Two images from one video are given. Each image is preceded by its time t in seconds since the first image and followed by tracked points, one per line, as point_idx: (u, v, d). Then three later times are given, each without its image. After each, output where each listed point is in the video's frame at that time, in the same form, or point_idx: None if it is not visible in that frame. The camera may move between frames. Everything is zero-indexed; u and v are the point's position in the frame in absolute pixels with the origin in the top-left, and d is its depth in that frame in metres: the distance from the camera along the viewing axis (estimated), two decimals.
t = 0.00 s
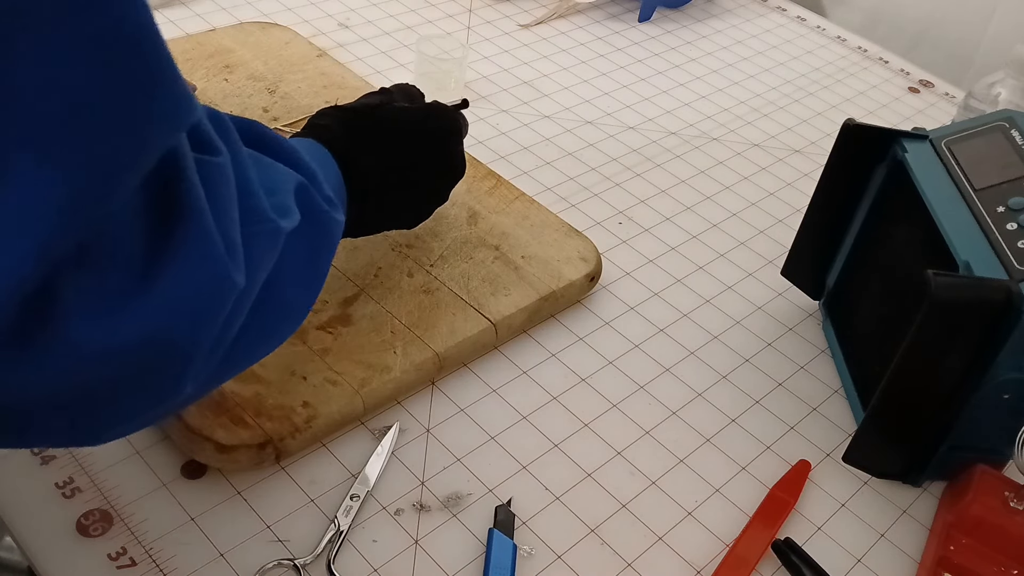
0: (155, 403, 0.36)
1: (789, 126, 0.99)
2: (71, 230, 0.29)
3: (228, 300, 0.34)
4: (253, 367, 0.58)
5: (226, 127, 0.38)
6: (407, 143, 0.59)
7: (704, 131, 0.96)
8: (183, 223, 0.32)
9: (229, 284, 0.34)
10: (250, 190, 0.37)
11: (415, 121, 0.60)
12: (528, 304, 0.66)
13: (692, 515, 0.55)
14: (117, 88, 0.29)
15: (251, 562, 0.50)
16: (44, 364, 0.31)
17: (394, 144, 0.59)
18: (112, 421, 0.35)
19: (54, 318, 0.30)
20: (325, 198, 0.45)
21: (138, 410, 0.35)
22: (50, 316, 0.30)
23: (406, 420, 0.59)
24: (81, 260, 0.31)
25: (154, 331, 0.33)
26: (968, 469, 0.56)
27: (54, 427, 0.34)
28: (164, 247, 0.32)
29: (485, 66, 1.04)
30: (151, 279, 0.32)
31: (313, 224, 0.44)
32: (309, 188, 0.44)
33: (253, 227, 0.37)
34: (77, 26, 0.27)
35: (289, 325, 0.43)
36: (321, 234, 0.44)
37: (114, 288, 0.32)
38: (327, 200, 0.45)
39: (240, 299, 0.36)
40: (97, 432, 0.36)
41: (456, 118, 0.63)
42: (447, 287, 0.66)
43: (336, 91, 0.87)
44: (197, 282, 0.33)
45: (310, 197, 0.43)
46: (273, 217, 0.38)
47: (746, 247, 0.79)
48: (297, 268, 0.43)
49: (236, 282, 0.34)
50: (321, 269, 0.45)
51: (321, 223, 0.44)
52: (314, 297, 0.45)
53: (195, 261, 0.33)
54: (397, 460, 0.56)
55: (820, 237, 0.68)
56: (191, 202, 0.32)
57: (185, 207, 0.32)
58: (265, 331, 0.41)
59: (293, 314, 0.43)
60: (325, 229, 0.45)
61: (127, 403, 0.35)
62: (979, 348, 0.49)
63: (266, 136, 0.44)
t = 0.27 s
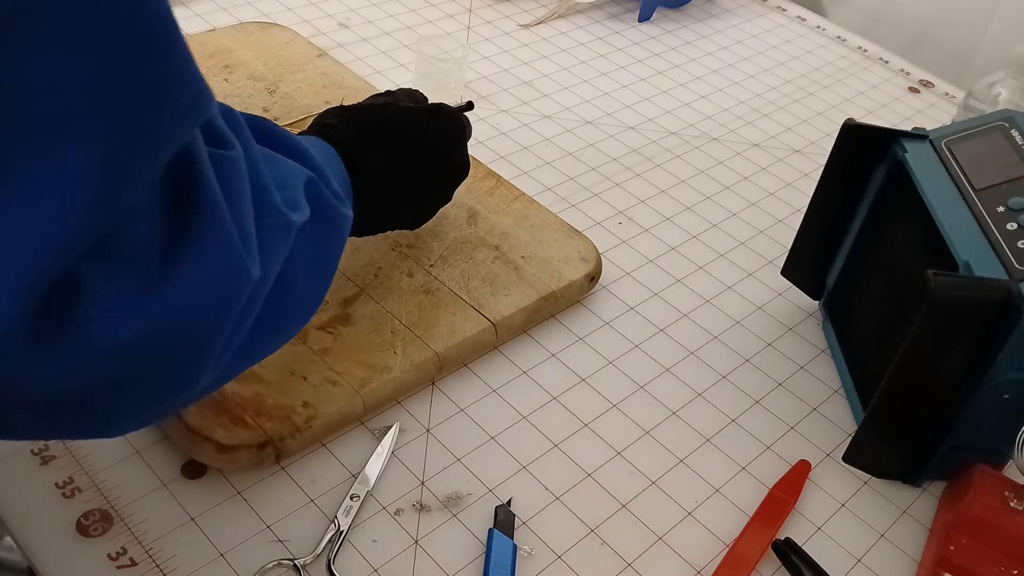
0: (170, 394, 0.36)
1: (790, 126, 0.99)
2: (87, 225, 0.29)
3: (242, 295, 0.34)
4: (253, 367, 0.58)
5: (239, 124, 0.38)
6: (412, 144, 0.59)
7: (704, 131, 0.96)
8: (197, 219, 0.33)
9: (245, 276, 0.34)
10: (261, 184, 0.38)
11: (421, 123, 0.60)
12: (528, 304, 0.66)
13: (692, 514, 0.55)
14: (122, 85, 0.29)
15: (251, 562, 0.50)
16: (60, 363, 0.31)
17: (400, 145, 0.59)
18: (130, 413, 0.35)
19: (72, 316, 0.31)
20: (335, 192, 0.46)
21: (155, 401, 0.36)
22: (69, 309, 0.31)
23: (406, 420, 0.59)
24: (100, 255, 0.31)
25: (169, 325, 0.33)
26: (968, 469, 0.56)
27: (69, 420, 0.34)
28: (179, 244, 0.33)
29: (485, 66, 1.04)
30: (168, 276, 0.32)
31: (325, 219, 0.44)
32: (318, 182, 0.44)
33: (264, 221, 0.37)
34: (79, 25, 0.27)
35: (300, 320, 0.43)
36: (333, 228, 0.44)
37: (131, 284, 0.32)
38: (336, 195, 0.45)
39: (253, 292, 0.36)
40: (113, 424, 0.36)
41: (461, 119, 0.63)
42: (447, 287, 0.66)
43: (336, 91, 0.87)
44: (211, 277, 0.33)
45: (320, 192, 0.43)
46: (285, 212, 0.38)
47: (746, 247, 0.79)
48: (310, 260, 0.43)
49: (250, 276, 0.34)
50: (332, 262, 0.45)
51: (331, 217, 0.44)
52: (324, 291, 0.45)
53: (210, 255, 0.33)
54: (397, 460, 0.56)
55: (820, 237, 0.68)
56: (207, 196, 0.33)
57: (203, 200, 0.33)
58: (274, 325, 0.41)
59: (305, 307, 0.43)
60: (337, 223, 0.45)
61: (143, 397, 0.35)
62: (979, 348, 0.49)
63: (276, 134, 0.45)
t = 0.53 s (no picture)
0: (177, 390, 0.36)
1: (790, 126, 0.99)
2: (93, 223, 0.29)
3: (248, 288, 0.35)
4: (253, 368, 0.58)
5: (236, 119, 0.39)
6: (403, 138, 0.59)
7: (704, 131, 0.96)
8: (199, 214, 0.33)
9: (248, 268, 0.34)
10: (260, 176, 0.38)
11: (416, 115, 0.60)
12: (528, 304, 0.66)
13: (692, 514, 0.55)
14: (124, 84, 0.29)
15: (251, 562, 0.50)
16: (67, 359, 0.31)
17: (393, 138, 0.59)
18: (136, 409, 0.35)
19: (80, 309, 0.31)
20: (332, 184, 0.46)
21: (159, 397, 0.35)
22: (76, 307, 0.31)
23: (406, 420, 0.59)
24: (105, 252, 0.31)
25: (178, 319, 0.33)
26: (968, 469, 0.56)
27: (77, 417, 0.34)
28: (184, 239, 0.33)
29: (485, 66, 1.04)
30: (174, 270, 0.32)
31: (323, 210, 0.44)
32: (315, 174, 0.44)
33: (265, 213, 0.38)
34: (79, 25, 0.28)
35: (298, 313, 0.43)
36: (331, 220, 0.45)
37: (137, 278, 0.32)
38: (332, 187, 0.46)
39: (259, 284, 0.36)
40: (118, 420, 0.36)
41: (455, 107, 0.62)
42: (447, 287, 0.66)
43: (336, 91, 0.87)
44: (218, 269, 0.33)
45: (316, 183, 0.44)
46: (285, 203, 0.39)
47: (746, 247, 0.79)
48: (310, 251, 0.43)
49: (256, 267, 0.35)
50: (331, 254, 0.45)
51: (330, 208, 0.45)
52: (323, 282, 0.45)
53: (217, 249, 0.33)
54: (397, 460, 0.56)
55: (820, 237, 0.68)
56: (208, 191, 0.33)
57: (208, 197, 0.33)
58: (276, 320, 0.41)
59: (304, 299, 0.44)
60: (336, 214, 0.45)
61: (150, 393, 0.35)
62: (979, 348, 0.49)
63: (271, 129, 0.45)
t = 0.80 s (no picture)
0: (174, 378, 0.36)
1: (790, 126, 0.99)
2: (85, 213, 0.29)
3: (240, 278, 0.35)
4: (253, 368, 0.58)
5: (229, 99, 0.38)
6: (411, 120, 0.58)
7: (704, 131, 0.96)
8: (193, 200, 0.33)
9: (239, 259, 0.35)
10: (254, 159, 0.38)
11: (422, 99, 0.59)
12: (528, 304, 0.66)
13: (692, 515, 0.55)
14: (122, 83, 0.29)
15: (251, 562, 0.50)
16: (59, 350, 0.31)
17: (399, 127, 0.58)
18: (134, 397, 0.36)
19: (72, 300, 0.31)
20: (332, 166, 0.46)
21: (157, 386, 0.36)
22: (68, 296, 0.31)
23: (406, 420, 0.59)
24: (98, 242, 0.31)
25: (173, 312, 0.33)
26: (968, 469, 0.56)
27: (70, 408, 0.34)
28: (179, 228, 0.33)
29: (485, 66, 1.04)
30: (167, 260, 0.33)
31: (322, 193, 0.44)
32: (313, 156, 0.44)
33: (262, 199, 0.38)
34: (79, 26, 0.28)
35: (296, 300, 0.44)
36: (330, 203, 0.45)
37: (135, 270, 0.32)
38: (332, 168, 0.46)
39: (253, 273, 0.37)
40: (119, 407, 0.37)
41: (461, 88, 0.61)
42: (447, 287, 0.66)
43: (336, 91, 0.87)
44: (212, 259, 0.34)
45: (315, 166, 0.44)
46: (279, 189, 0.39)
47: (746, 247, 0.79)
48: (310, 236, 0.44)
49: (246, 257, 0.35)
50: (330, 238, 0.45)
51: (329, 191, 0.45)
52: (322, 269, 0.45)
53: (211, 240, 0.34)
54: (397, 460, 0.56)
55: (820, 237, 0.68)
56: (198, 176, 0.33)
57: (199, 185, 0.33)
58: (272, 307, 0.42)
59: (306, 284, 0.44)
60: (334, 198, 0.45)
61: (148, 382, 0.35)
62: (979, 348, 0.49)
63: (271, 107, 0.44)
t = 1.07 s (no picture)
0: (66, 379, 0.36)
1: (789, 126, 0.99)
2: None
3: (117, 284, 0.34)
4: (254, 368, 0.58)
5: (173, 81, 0.36)
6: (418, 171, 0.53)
7: (703, 131, 0.96)
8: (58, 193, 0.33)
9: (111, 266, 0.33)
10: (190, 162, 0.35)
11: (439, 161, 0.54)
12: (528, 304, 0.66)
13: (692, 515, 0.55)
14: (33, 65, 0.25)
15: (251, 562, 0.50)
16: None
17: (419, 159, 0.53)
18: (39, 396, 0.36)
19: None
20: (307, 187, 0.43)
21: (61, 385, 0.36)
22: None
23: (406, 420, 0.59)
24: None
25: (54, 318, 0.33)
26: (968, 469, 0.56)
27: None
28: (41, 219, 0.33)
29: (485, 66, 1.04)
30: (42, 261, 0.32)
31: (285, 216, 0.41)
32: (281, 172, 0.40)
33: (175, 211, 0.35)
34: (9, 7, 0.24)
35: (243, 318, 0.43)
36: (291, 229, 0.42)
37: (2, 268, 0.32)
38: (304, 190, 0.42)
39: (156, 284, 0.35)
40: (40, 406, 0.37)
41: (483, 175, 0.57)
42: (447, 287, 0.66)
43: (336, 91, 0.87)
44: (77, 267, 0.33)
45: (274, 185, 0.40)
46: (213, 200, 0.36)
47: (746, 247, 0.79)
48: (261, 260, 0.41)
49: (126, 266, 0.34)
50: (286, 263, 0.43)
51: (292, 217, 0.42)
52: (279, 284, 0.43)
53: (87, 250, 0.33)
54: (397, 460, 0.56)
55: (820, 237, 0.68)
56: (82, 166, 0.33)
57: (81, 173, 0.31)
58: (198, 322, 0.40)
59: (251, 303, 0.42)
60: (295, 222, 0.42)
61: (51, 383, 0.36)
62: (979, 348, 0.49)
63: (253, 110, 0.40)
